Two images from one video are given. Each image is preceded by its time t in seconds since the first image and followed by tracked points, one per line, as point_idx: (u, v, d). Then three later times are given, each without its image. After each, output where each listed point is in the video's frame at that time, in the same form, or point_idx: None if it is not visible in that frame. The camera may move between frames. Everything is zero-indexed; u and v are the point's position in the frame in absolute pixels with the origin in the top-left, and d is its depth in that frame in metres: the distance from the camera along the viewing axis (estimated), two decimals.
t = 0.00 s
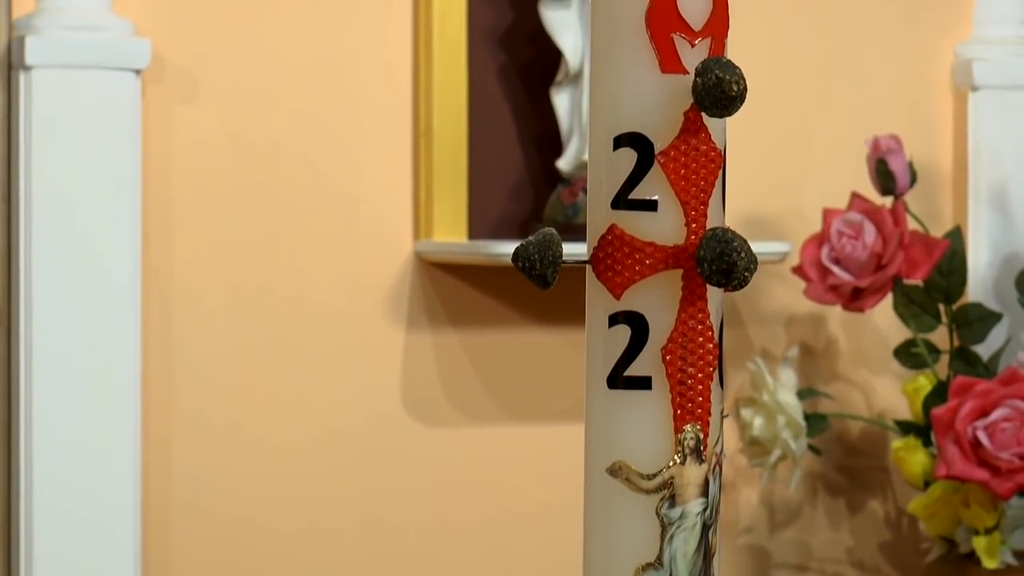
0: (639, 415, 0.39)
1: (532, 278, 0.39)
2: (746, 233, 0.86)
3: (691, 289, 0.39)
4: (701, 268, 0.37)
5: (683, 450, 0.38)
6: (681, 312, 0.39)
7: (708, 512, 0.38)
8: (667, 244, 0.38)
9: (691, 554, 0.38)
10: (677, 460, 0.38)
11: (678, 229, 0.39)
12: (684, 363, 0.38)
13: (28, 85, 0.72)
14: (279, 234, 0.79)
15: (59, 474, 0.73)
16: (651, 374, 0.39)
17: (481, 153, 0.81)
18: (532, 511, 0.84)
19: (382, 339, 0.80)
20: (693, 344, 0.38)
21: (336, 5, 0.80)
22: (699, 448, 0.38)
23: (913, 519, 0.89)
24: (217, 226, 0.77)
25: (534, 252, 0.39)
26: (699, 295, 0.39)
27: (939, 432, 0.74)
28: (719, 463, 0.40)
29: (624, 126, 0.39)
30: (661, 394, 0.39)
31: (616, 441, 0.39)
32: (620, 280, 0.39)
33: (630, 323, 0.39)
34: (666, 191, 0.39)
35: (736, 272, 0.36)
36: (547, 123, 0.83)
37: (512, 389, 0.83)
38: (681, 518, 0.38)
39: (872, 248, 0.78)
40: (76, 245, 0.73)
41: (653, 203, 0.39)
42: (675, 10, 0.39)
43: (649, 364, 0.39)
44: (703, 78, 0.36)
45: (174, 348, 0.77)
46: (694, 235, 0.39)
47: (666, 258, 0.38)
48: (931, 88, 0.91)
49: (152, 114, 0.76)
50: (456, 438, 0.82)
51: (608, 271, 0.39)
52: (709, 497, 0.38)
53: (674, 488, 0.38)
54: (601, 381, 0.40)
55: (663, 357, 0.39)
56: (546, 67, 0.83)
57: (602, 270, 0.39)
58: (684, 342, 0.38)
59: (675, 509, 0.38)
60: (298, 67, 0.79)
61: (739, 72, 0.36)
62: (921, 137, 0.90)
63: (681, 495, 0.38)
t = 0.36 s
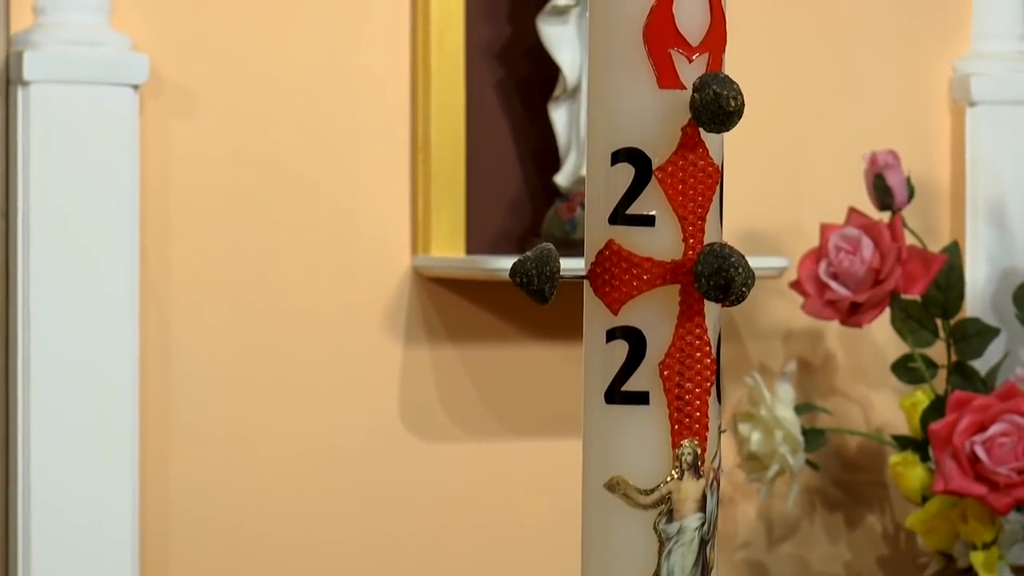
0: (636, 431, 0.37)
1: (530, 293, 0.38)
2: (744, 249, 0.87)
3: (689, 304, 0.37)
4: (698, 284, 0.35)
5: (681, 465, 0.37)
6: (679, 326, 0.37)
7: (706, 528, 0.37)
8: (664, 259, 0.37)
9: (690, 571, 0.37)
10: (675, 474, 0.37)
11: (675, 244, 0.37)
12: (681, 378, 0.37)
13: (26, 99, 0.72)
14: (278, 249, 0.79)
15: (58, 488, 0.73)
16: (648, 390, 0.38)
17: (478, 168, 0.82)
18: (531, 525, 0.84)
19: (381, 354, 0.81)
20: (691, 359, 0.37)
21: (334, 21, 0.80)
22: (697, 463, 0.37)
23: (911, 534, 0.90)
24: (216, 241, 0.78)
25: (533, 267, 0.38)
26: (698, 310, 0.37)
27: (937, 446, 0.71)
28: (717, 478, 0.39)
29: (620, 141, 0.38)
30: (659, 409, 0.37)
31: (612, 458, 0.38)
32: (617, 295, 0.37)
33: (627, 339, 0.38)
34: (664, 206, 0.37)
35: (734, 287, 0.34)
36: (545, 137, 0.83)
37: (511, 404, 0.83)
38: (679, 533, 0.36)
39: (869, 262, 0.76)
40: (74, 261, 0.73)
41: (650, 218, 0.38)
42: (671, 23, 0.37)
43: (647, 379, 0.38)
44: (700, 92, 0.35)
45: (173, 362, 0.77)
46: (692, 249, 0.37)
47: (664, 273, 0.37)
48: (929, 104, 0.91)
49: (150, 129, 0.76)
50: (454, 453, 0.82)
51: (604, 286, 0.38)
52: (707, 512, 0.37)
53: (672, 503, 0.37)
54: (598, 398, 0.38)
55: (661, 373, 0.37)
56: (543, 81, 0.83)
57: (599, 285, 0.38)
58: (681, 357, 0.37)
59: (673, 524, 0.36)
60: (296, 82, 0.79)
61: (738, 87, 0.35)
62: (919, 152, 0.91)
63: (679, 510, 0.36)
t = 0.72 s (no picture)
0: (634, 442, 0.36)
1: (529, 306, 0.36)
2: (742, 261, 0.87)
3: (688, 316, 0.36)
4: (697, 296, 0.34)
5: (679, 478, 0.36)
6: (678, 339, 0.36)
7: (704, 541, 0.36)
8: (663, 271, 0.36)
9: None
10: (673, 487, 0.35)
11: (674, 257, 0.36)
12: (680, 391, 0.36)
13: (25, 111, 0.72)
14: (277, 261, 0.79)
15: (56, 499, 0.73)
16: (647, 403, 0.36)
17: (477, 180, 0.82)
18: (530, 537, 0.84)
19: (379, 367, 0.81)
20: (689, 372, 0.36)
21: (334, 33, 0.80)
22: (695, 476, 0.36)
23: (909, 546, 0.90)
24: (215, 252, 0.78)
25: (531, 279, 0.36)
26: (696, 322, 0.36)
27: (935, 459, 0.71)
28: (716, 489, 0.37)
29: (619, 153, 0.37)
30: (658, 421, 0.36)
31: (612, 468, 0.37)
32: (616, 307, 0.36)
33: (626, 351, 0.36)
34: (663, 220, 0.36)
35: (733, 300, 0.33)
36: (543, 149, 0.83)
37: (509, 416, 0.83)
38: (678, 546, 0.35)
39: (868, 275, 0.76)
40: (72, 273, 0.73)
41: (649, 231, 0.36)
42: (671, 36, 0.36)
43: (645, 391, 0.36)
44: (699, 104, 0.33)
45: (171, 374, 0.77)
46: (690, 262, 0.36)
47: (664, 286, 0.36)
48: (928, 116, 0.91)
49: (149, 141, 0.77)
50: (453, 465, 0.82)
51: (603, 298, 0.37)
52: (706, 525, 0.36)
53: (671, 516, 0.35)
54: (597, 409, 0.37)
55: (659, 385, 0.36)
56: (542, 94, 0.83)
57: (598, 296, 0.37)
58: (680, 370, 0.36)
59: (671, 536, 0.35)
60: (295, 93, 0.79)
61: (736, 99, 0.34)
62: (918, 164, 0.91)
63: (678, 523, 0.35)
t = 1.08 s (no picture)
0: (635, 459, 0.36)
1: (528, 322, 0.36)
2: (742, 277, 0.87)
3: (688, 332, 0.36)
4: (698, 312, 0.34)
5: (679, 494, 0.35)
6: (678, 355, 0.36)
7: (704, 557, 0.35)
8: (663, 287, 0.36)
9: None
10: (673, 503, 0.35)
11: (674, 272, 0.36)
12: (680, 407, 0.36)
13: (26, 128, 0.72)
14: (277, 277, 0.79)
15: (56, 515, 0.73)
16: (646, 419, 0.36)
17: (477, 196, 0.82)
18: (530, 553, 0.84)
19: (380, 383, 0.81)
20: (689, 388, 0.36)
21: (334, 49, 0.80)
22: (695, 492, 0.35)
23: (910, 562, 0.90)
24: (215, 268, 0.78)
25: (530, 295, 0.36)
26: (696, 338, 0.36)
27: (935, 474, 0.70)
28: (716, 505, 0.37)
29: (618, 170, 0.36)
30: (658, 438, 0.36)
31: (613, 484, 0.36)
32: (615, 323, 0.36)
33: (626, 367, 0.36)
34: (663, 236, 0.36)
35: (732, 315, 0.33)
36: (542, 165, 0.83)
37: (509, 431, 0.83)
38: (677, 562, 0.35)
39: (868, 290, 0.75)
40: (73, 288, 0.73)
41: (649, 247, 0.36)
42: (671, 51, 0.36)
43: (645, 408, 0.36)
44: (698, 120, 0.33)
45: (171, 389, 0.77)
46: (690, 278, 0.36)
47: (664, 302, 0.35)
48: (928, 132, 0.91)
49: (149, 157, 0.77)
50: (454, 481, 0.82)
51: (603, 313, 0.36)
52: (705, 541, 0.35)
53: (671, 532, 0.35)
54: (598, 425, 0.37)
55: (659, 401, 0.36)
56: (541, 109, 0.84)
57: (597, 312, 0.36)
58: (680, 386, 0.36)
59: (671, 552, 0.35)
60: (295, 109, 0.79)
61: (736, 115, 0.34)
62: (919, 180, 0.91)
63: (678, 539, 0.35)
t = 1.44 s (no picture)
0: (635, 476, 0.36)
1: (528, 338, 0.36)
2: (742, 293, 0.87)
3: (688, 348, 0.36)
4: (698, 328, 0.34)
5: (680, 510, 0.35)
6: (678, 371, 0.36)
7: None
8: (663, 303, 0.36)
9: None
10: (673, 519, 0.35)
11: (674, 289, 0.36)
12: (680, 423, 0.36)
13: (26, 144, 0.73)
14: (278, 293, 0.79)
15: (56, 530, 0.73)
16: (647, 435, 0.36)
17: (477, 212, 0.82)
18: (530, 568, 0.84)
19: (380, 398, 0.81)
20: (689, 405, 0.36)
21: (335, 65, 0.80)
22: (695, 508, 0.35)
23: None
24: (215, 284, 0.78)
25: (531, 311, 0.36)
26: (696, 355, 0.36)
27: (935, 490, 0.69)
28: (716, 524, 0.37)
29: (618, 185, 0.36)
30: (658, 454, 0.36)
31: (614, 501, 0.36)
32: (615, 339, 0.36)
33: (626, 384, 0.36)
34: (663, 252, 0.36)
35: (732, 331, 0.33)
36: (542, 183, 0.83)
37: (509, 447, 0.83)
38: None
39: (868, 306, 0.75)
40: (73, 305, 0.73)
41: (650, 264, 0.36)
42: (671, 69, 0.36)
43: (646, 424, 0.36)
44: (699, 137, 0.33)
45: (171, 405, 0.77)
46: (690, 295, 0.36)
47: (664, 318, 0.35)
48: (929, 148, 0.91)
49: (149, 174, 0.77)
50: (454, 496, 0.82)
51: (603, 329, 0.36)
52: (706, 559, 0.35)
53: (671, 548, 0.35)
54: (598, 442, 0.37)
55: (659, 417, 0.36)
56: (542, 126, 0.83)
57: (598, 328, 0.36)
58: (680, 403, 0.36)
59: (671, 568, 0.35)
60: (296, 126, 0.80)
61: (736, 132, 0.34)
62: (919, 196, 0.91)
63: (678, 556, 0.35)
